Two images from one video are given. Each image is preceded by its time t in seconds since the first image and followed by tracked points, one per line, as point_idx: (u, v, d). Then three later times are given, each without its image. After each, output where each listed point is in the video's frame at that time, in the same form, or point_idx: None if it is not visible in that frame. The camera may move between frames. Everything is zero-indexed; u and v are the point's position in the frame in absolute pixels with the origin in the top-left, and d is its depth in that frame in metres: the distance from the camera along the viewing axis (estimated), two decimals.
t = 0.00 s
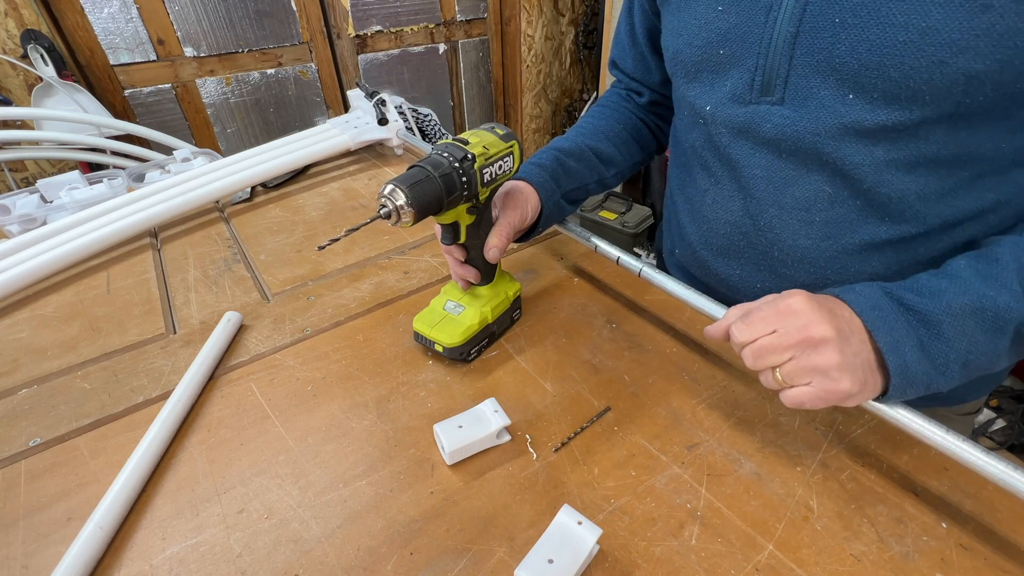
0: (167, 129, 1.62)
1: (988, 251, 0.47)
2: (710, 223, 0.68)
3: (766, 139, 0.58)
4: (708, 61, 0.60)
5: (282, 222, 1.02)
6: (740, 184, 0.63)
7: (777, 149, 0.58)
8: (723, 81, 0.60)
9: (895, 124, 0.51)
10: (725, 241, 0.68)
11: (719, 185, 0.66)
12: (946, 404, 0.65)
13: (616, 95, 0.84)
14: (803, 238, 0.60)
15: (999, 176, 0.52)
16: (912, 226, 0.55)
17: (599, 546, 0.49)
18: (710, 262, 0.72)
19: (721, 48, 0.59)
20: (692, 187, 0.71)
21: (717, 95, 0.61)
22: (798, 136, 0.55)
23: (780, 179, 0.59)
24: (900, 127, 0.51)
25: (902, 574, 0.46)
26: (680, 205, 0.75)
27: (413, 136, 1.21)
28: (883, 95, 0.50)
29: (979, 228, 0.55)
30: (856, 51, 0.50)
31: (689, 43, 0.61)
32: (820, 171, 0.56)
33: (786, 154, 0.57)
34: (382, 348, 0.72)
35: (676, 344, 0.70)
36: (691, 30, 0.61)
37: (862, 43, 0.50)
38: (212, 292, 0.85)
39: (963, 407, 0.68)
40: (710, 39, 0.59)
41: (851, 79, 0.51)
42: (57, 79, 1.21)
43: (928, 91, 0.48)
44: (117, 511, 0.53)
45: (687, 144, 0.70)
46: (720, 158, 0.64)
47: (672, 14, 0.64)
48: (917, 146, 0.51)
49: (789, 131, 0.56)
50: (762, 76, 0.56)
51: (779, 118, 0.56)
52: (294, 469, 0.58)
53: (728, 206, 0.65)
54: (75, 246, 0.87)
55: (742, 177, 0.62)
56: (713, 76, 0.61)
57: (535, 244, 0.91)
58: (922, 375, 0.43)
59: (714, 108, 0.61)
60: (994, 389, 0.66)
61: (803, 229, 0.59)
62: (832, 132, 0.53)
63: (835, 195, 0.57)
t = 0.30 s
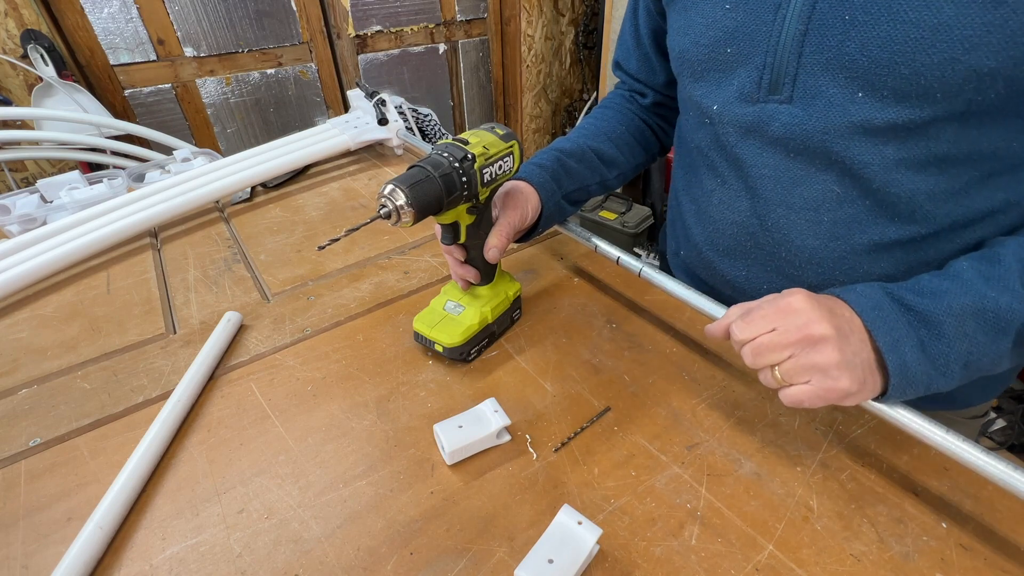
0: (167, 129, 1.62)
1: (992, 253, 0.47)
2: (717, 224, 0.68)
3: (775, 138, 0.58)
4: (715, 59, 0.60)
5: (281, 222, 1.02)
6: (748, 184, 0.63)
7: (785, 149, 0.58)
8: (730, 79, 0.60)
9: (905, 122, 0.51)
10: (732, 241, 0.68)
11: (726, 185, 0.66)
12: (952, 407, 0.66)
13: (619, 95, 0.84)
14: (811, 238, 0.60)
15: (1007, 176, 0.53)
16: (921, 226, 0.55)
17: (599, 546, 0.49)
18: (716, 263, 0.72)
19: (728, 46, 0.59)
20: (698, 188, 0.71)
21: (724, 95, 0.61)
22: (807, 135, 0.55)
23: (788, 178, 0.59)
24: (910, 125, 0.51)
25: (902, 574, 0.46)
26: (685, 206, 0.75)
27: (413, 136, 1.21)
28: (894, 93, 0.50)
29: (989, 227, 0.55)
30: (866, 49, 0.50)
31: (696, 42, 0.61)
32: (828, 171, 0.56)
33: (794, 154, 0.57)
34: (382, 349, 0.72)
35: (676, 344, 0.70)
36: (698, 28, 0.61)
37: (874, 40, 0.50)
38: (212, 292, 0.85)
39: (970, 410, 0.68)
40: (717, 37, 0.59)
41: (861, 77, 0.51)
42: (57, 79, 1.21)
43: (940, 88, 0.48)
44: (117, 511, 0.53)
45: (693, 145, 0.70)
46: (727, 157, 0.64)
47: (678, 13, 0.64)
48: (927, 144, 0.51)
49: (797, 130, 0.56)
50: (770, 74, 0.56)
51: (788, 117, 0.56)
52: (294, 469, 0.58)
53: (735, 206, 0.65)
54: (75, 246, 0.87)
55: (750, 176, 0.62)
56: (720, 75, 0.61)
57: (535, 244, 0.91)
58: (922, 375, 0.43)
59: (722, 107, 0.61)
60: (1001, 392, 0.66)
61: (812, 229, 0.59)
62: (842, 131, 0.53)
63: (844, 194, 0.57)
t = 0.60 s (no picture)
0: (167, 129, 1.62)
1: (998, 252, 0.47)
2: (718, 222, 0.68)
3: (777, 136, 0.57)
4: (719, 57, 0.60)
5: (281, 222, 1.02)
6: (749, 182, 0.63)
7: (788, 148, 0.58)
8: (733, 77, 0.60)
9: (909, 122, 0.51)
10: (732, 240, 0.68)
11: (726, 183, 0.66)
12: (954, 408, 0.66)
13: (620, 93, 0.84)
14: (812, 238, 0.60)
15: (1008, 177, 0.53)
16: (922, 226, 0.55)
17: (599, 546, 0.49)
18: (716, 262, 0.72)
19: (732, 44, 0.59)
20: (699, 186, 0.71)
21: (727, 92, 0.61)
22: (810, 133, 0.55)
23: (790, 177, 0.59)
24: (914, 124, 0.51)
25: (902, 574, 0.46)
26: (685, 204, 0.75)
27: (413, 136, 1.21)
28: (898, 92, 0.50)
29: (991, 228, 0.55)
30: (871, 47, 0.50)
31: (699, 39, 0.61)
32: (831, 170, 0.56)
33: (797, 152, 0.57)
34: (382, 349, 0.72)
35: (676, 344, 0.70)
36: (701, 25, 0.61)
37: (879, 39, 0.50)
38: (212, 292, 0.85)
39: (971, 411, 0.68)
40: (721, 34, 0.59)
41: (865, 75, 0.51)
42: (57, 79, 1.21)
43: (945, 88, 0.48)
44: (117, 511, 0.53)
45: (694, 143, 0.70)
46: (729, 156, 0.64)
47: (682, 10, 0.64)
48: (931, 144, 0.51)
49: (800, 128, 0.56)
50: (774, 72, 0.56)
51: (791, 115, 0.56)
52: (294, 469, 0.58)
53: (736, 204, 0.65)
54: (75, 246, 0.87)
55: (751, 175, 0.62)
56: (723, 73, 0.61)
57: (535, 244, 0.91)
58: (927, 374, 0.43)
59: (724, 104, 0.61)
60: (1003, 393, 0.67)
61: (813, 228, 0.59)
62: (845, 130, 0.53)
63: (846, 194, 0.57)
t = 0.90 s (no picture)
0: (167, 129, 1.62)
1: None
2: (722, 222, 0.68)
3: (791, 136, 0.57)
4: (733, 52, 0.60)
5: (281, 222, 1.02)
6: (758, 182, 0.63)
7: (801, 148, 0.57)
8: (748, 74, 0.59)
9: (929, 126, 0.51)
10: (737, 240, 0.68)
11: (733, 183, 0.65)
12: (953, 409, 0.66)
13: (624, 86, 0.84)
14: (820, 240, 0.60)
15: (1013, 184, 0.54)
16: (931, 229, 0.56)
17: (599, 546, 0.49)
18: (720, 260, 0.72)
19: (749, 40, 0.58)
20: (704, 184, 0.71)
21: (741, 89, 0.60)
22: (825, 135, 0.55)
23: (802, 177, 0.58)
24: (934, 129, 0.51)
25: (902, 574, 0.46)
26: (690, 201, 0.75)
27: (413, 136, 1.21)
28: (920, 96, 0.50)
29: (992, 233, 0.56)
30: (895, 49, 0.49)
31: (714, 33, 0.61)
32: (844, 173, 0.56)
33: (809, 153, 0.57)
34: (382, 349, 0.72)
35: (676, 344, 0.70)
36: (718, 19, 0.60)
37: (905, 41, 0.49)
38: (212, 292, 0.85)
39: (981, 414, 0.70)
40: (740, 29, 0.59)
41: (886, 78, 0.51)
42: (57, 79, 1.21)
43: (968, 93, 0.48)
44: (118, 511, 0.53)
45: (701, 140, 0.69)
46: (739, 154, 0.64)
47: (696, 2, 0.63)
48: (948, 150, 0.52)
49: (816, 129, 0.55)
50: (791, 71, 0.56)
51: (807, 115, 0.56)
52: (294, 469, 0.58)
53: (743, 204, 0.65)
54: (75, 246, 0.87)
55: (762, 173, 0.61)
56: (737, 69, 0.60)
57: (535, 244, 0.92)
58: None
59: (738, 101, 0.61)
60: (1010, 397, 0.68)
61: (821, 231, 0.59)
62: (862, 132, 0.53)
63: (857, 198, 0.56)
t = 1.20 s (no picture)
0: (167, 129, 1.62)
1: None
2: (740, 226, 0.68)
3: (815, 140, 0.57)
4: (755, 54, 0.60)
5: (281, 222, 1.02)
6: (778, 186, 0.63)
7: (824, 153, 0.57)
8: (771, 77, 0.59)
9: (957, 132, 0.51)
10: (755, 244, 0.67)
11: (752, 186, 0.65)
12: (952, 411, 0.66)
13: (631, 85, 0.83)
14: (842, 246, 0.60)
15: None
16: (957, 236, 0.56)
17: (599, 546, 0.49)
18: (735, 265, 0.72)
19: (772, 43, 0.58)
20: (720, 187, 0.71)
21: (763, 92, 0.60)
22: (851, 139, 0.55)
23: (825, 182, 0.59)
24: (964, 134, 0.51)
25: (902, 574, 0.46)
26: (705, 204, 0.75)
27: (413, 136, 1.21)
28: (949, 102, 0.50)
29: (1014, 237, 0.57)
30: (925, 53, 0.49)
31: (734, 34, 0.61)
32: (868, 178, 0.56)
33: (834, 158, 0.57)
34: (381, 348, 0.72)
35: (676, 344, 0.70)
36: (739, 21, 0.60)
37: (937, 45, 0.49)
38: (212, 292, 0.85)
39: (989, 420, 0.71)
40: (763, 32, 0.58)
41: (916, 83, 0.51)
42: (57, 79, 1.21)
43: (1001, 99, 0.48)
44: (118, 511, 0.53)
45: (718, 142, 0.69)
46: (759, 158, 0.64)
47: (714, 3, 0.63)
48: (975, 156, 0.52)
49: (841, 133, 0.55)
50: (815, 75, 0.56)
51: (830, 120, 0.56)
52: (294, 469, 0.58)
53: (762, 208, 0.65)
54: (76, 246, 0.87)
55: (783, 178, 0.62)
56: (758, 72, 0.60)
57: (535, 244, 0.92)
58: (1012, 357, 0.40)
59: (759, 105, 0.61)
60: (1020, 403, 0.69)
61: (844, 236, 0.59)
62: (888, 138, 0.53)
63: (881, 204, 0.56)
